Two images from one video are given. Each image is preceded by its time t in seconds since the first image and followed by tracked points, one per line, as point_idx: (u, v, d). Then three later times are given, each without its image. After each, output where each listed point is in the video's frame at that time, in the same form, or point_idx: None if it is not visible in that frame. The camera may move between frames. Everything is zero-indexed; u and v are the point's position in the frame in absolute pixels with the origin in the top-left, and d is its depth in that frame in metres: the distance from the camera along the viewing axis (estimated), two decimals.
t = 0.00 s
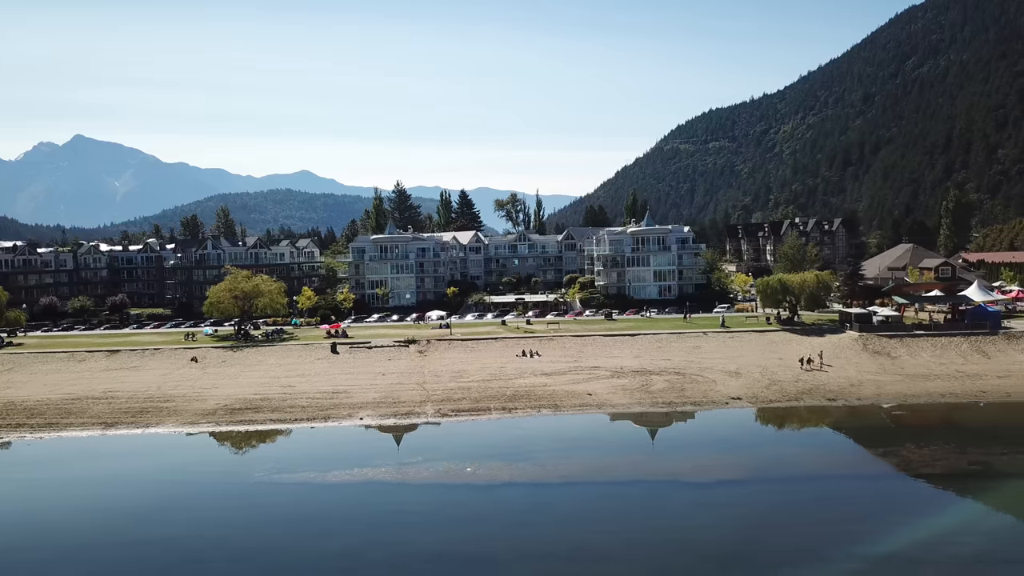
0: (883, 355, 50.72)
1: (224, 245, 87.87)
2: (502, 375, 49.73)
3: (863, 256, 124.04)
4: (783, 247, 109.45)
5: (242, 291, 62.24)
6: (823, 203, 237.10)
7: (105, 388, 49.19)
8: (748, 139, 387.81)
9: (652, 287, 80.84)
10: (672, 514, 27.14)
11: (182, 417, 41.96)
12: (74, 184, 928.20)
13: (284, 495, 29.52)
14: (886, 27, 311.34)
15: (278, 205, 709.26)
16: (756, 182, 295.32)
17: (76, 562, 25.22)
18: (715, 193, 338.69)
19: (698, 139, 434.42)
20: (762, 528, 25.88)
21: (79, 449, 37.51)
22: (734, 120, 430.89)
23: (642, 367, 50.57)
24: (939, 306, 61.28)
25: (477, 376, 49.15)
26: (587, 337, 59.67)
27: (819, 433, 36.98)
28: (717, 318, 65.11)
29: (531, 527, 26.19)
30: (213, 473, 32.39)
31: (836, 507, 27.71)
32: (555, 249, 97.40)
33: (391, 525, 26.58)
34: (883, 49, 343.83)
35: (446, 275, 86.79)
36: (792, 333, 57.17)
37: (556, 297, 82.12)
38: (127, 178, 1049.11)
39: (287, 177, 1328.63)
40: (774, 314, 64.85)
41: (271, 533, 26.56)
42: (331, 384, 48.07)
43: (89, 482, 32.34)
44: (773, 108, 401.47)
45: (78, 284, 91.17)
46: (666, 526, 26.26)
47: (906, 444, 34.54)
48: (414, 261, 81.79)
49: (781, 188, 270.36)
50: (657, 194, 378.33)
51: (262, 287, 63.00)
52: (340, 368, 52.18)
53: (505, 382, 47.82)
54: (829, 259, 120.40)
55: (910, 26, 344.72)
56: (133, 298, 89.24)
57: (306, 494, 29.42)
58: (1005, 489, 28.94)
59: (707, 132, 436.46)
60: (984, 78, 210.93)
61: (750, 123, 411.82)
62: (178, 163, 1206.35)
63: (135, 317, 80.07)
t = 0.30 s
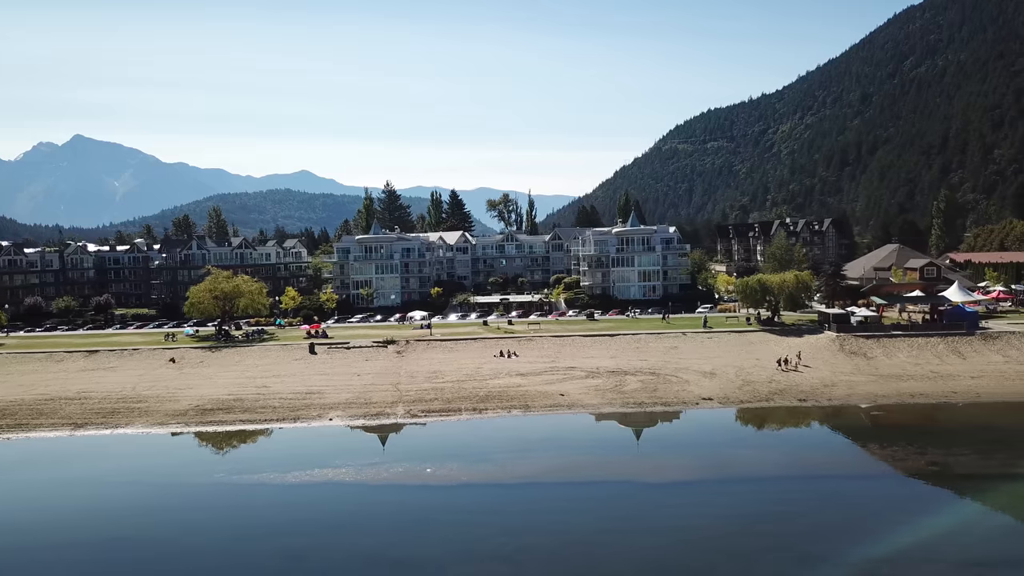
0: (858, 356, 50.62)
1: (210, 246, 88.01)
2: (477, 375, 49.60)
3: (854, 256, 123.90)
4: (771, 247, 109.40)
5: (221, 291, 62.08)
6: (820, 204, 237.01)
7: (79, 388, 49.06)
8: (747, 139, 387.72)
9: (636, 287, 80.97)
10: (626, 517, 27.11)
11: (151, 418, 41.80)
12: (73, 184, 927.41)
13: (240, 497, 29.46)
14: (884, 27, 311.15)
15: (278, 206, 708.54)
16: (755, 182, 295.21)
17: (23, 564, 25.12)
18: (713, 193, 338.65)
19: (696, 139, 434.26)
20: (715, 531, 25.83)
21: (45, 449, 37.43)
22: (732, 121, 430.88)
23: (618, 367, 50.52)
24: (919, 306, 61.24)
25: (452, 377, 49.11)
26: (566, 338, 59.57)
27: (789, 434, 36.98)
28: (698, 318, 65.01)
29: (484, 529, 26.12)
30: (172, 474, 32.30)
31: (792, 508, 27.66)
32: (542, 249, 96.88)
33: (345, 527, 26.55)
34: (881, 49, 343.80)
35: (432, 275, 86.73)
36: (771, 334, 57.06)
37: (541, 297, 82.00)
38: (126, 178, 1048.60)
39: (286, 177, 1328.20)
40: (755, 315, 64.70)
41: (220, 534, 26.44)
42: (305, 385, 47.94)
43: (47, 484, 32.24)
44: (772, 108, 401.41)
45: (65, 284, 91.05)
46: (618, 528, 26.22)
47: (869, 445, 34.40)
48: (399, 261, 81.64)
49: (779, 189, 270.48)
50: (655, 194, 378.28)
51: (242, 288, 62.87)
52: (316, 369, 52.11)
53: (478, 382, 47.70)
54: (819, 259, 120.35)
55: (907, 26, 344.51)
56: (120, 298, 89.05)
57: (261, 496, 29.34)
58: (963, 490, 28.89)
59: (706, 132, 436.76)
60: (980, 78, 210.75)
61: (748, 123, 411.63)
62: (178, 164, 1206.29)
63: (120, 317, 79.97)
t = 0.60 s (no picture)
0: (834, 356, 50.57)
1: (196, 246, 88.02)
2: (452, 375, 49.50)
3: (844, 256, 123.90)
4: (760, 246, 109.42)
5: (202, 291, 62.03)
6: (818, 203, 236.94)
7: (53, 389, 48.98)
8: (745, 138, 387.57)
9: (621, 287, 81.03)
10: (580, 517, 27.18)
11: (122, 419, 41.74)
12: (72, 184, 926.92)
13: (198, 498, 29.47)
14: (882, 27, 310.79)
15: (277, 206, 708.09)
16: (752, 182, 295.22)
17: None
18: (712, 193, 338.59)
19: (694, 139, 434.05)
20: (668, 531, 25.93)
21: (14, 450, 37.41)
22: (730, 121, 430.85)
23: (594, 367, 50.43)
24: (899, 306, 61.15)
25: (427, 377, 49.04)
26: (545, 338, 59.51)
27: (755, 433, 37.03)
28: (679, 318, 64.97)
29: (438, 528, 26.15)
30: (132, 475, 32.26)
31: (747, 509, 27.69)
32: (530, 250, 96.69)
33: (301, 527, 26.65)
34: (879, 49, 343.73)
35: (418, 275, 86.68)
36: (749, 334, 57.02)
37: (526, 297, 81.99)
38: (126, 178, 1047.53)
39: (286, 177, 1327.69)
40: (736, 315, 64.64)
41: (173, 535, 26.42)
42: (280, 386, 47.88)
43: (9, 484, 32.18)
44: (770, 109, 401.38)
45: (51, 284, 90.96)
46: (570, 529, 26.32)
47: (833, 446, 34.40)
48: (384, 261, 81.60)
49: (776, 188, 270.44)
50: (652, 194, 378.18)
51: (222, 288, 62.74)
52: (292, 369, 52.08)
53: (453, 383, 47.64)
54: (809, 260, 120.28)
55: (906, 26, 344.28)
56: (105, 299, 88.94)
57: (218, 498, 29.32)
58: (921, 491, 28.88)
59: (704, 132, 436.82)
60: (978, 78, 210.50)
61: (747, 123, 411.27)
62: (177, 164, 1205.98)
63: (104, 317, 79.90)
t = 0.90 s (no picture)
0: (810, 357, 50.38)
1: (181, 246, 88.10)
2: (427, 376, 49.38)
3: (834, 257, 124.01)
4: (749, 246, 109.42)
5: (181, 291, 61.91)
6: (815, 203, 236.97)
7: (27, 390, 48.82)
8: (743, 138, 387.37)
9: (605, 288, 81.13)
10: (537, 519, 27.19)
11: (91, 420, 41.61)
12: (71, 185, 925.96)
13: (157, 500, 29.40)
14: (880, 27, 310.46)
15: (276, 206, 707.12)
16: (750, 181, 295.38)
17: None
18: (710, 193, 338.62)
19: (692, 139, 433.70)
20: (623, 534, 25.90)
21: None
22: (728, 121, 431.01)
23: (569, 368, 50.41)
24: (879, 307, 61.09)
25: (401, 377, 49.04)
26: (524, 339, 59.40)
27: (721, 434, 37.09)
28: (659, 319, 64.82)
29: (397, 532, 26.04)
30: (92, 477, 32.17)
31: (704, 511, 27.73)
32: (517, 250, 96.52)
33: (257, 528, 26.70)
34: (877, 49, 343.82)
35: (404, 276, 86.69)
36: (728, 335, 56.89)
37: (510, 297, 81.96)
38: (125, 178, 1047.03)
39: (285, 176, 1326.74)
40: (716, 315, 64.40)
41: (127, 537, 26.30)
42: (254, 387, 47.73)
43: None
44: (768, 109, 401.51)
45: (38, 285, 90.84)
46: (526, 532, 26.34)
47: (798, 447, 34.25)
48: (368, 262, 81.62)
49: (774, 188, 270.26)
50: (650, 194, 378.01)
51: (201, 288, 62.74)
52: (268, 370, 52.07)
53: (427, 383, 47.53)
54: (799, 260, 120.31)
55: (904, 26, 343.80)
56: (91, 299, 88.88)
57: (177, 500, 29.23)
58: (880, 492, 28.91)
59: (702, 132, 437.14)
60: (975, 77, 210.19)
61: (745, 123, 410.81)
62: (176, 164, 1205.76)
63: (88, 317, 79.80)
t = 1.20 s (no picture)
0: (786, 358, 50.30)
1: (166, 246, 88.00)
2: (402, 376, 49.30)
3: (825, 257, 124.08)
4: (737, 246, 109.42)
5: (161, 292, 61.79)
6: (812, 203, 236.87)
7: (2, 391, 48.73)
8: (741, 139, 387.37)
9: (589, 289, 81.27)
10: (493, 520, 27.09)
11: (62, 421, 41.54)
12: (70, 185, 925.71)
13: (113, 502, 29.35)
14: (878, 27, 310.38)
15: (276, 206, 706.66)
16: (748, 182, 295.72)
17: None
18: (708, 193, 338.58)
19: (690, 139, 433.65)
20: (574, 536, 25.79)
21: None
22: (727, 121, 431.21)
23: (544, 368, 50.32)
24: (858, 307, 61.03)
25: (376, 378, 48.95)
26: (503, 339, 59.34)
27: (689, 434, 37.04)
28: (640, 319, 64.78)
29: (348, 535, 25.96)
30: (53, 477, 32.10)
31: (661, 512, 27.65)
32: (504, 250, 95.95)
33: (212, 530, 26.61)
34: (876, 49, 343.78)
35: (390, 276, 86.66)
36: (706, 336, 56.88)
37: (495, 297, 81.82)
38: (124, 178, 1046.65)
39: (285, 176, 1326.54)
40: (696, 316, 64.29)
41: (78, 539, 26.25)
42: (228, 387, 47.67)
43: None
44: (767, 108, 401.57)
45: (24, 285, 90.68)
46: (481, 533, 26.26)
47: (762, 448, 34.17)
48: (353, 263, 81.56)
49: (771, 188, 270.09)
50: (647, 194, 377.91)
51: (182, 288, 62.62)
52: (244, 371, 51.97)
53: (401, 384, 47.45)
54: (788, 261, 120.36)
55: (901, 26, 343.63)
56: (77, 300, 88.75)
57: (133, 502, 29.19)
58: (840, 494, 28.83)
59: (701, 132, 437.42)
60: (972, 78, 210.02)
61: (743, 123, 410.66)
62: (176, 164, 1205.61)
63: (73, 318, 79.69)
